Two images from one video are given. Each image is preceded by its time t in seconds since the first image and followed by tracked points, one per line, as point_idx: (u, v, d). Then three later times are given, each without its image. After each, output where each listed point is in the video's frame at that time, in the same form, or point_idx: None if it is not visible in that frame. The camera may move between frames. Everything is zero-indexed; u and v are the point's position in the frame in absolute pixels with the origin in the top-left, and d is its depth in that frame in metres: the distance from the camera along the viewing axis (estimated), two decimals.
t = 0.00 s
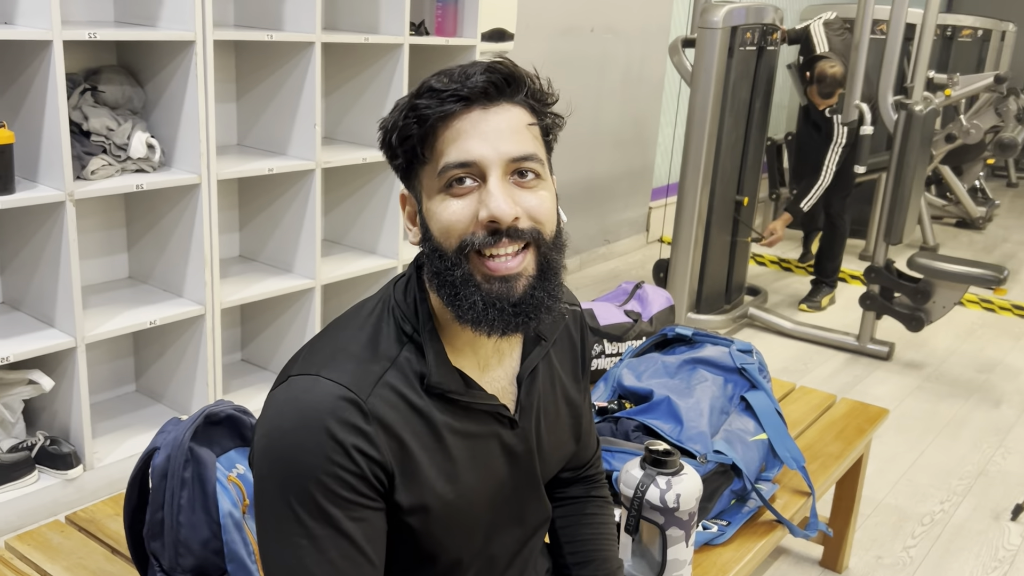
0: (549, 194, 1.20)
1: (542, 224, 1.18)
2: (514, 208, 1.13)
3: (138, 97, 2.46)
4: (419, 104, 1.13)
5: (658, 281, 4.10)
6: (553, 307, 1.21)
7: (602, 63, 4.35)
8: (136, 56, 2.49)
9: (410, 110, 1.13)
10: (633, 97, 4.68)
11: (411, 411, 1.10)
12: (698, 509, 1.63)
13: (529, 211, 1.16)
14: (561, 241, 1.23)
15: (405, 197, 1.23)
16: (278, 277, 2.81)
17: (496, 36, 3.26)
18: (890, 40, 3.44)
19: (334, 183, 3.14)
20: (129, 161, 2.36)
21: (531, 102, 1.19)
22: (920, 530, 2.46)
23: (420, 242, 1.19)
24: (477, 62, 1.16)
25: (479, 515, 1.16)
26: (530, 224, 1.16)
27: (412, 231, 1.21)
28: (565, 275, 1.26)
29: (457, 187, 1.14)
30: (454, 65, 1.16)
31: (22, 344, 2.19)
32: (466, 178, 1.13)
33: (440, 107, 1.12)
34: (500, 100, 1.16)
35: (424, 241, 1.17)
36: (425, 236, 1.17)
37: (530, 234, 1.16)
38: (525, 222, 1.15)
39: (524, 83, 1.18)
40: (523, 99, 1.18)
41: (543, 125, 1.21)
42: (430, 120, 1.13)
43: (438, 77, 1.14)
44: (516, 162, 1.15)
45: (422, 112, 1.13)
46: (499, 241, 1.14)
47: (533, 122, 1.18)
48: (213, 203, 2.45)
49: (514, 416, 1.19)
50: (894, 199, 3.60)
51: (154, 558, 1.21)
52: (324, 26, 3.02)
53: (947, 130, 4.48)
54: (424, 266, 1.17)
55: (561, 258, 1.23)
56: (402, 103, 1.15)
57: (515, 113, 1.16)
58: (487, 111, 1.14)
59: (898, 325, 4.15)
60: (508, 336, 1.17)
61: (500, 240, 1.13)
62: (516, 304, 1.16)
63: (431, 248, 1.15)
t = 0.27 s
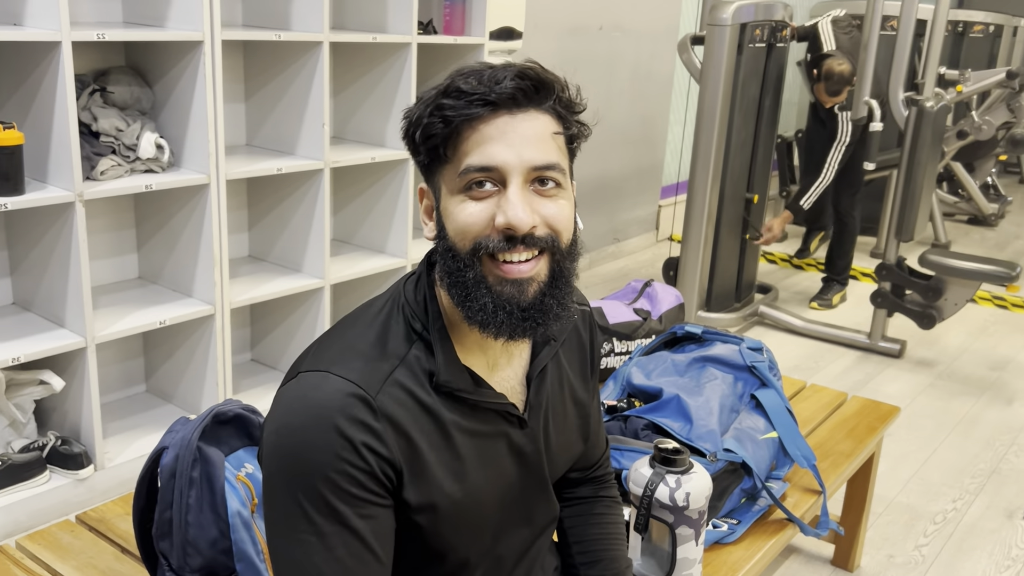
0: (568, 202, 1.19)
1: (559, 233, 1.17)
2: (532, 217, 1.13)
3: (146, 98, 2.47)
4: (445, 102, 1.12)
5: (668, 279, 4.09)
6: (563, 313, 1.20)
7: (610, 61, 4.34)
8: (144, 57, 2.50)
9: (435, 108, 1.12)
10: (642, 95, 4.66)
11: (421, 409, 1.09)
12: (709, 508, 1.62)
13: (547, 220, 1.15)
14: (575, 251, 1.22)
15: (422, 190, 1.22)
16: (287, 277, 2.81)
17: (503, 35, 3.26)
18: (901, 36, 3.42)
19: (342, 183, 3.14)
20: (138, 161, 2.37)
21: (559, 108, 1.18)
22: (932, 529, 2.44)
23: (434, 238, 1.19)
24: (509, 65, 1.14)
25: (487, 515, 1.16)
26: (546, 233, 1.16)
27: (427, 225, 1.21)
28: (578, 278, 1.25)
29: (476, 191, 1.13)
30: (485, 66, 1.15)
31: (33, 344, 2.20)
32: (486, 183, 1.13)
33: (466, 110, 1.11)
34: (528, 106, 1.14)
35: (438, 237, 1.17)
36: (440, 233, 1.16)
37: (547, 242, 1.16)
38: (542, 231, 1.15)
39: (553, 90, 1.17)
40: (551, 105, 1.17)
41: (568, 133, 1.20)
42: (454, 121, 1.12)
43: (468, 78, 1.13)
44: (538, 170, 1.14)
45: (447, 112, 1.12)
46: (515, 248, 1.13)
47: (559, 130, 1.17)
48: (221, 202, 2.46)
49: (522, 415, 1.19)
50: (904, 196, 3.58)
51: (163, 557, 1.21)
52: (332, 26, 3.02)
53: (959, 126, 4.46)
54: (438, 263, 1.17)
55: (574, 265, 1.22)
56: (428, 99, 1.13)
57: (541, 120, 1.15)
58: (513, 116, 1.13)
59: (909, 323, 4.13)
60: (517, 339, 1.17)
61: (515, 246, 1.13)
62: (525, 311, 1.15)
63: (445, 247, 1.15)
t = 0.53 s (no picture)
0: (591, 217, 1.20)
1: (580, 247, 1.18)
2: (558, 233, 1.13)
3: (155, 98, 2.48)
4: (483, 107, 1.11)
5: (676, 278, 4.09)
6: (574, 322, 1.21)
7: (618, 60, 4.34)
8: (153, 57, 2.51)
9: (472, 110, 1.11)
10: (649, 93, 4.66)
11: (434, 403, 1.10)
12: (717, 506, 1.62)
13: (572, 235, 1.16)
14: (593, 262, 1.23)
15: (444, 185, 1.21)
16: (295, 276, 2.82)
17: (510, 33, 3.25)
18: (909, 33, 3.41)
19: (351, 183, 3.15)
20: (146, 161, 2.38)
21: (595, 125, 1.18)
22: (942, 528, 2.44)
23: (454, 235, 1.18)
24: (553, 79, 1.14)
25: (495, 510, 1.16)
26: (568, 247, 1.16)
27: (447, 221, 1.20)
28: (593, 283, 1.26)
29: (504, 199, 1.13)
30: (527, 75, 1.14)
31: (43, 343, 2.21)
32: (514, 193, 1.13)
33: (505, 118, 1.10)
34: (566, 121, 1.14)
35: (457, 237, 1.16)
36: (461, 232, 1.16)
37: (568, 255, 1.16)
38: (565, 244, 1.15)
39: (592, 108, 1.16)
40: (588, 122, 1.17)
41: (600, 152, 1.20)
42: (490, 127, 1.11)
43: (510, 86, 1.12)
44: (568, 186, 1.14)
45: (484, 117, 1.11)
46: (536, 260, 1.13)
47: (592, 147, 1.17)
48: (230, 201, 2.46)
49: (527, 413, 1.19)
50: (913, 194, 3.56)
51: (173, 556, 1.22)
52: (340, 26, 3.03)
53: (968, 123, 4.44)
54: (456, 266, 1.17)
55: (591, 274, 1.23)
56: (470, 97, 1.12)
57: (576, 136, 1.15)
58: (550, 130, 1.13)
59: (918, 321, 4.12)
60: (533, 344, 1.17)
61: (538, 258, 1.13)
62: (537, 321, 1.16)
63: (465, 248, 1.15)
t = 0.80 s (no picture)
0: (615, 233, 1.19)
1: (603, 260, 1.17)
2: (585, 246, 1.12)
3: (160, 96, 2.48)
4: (530, 108, 1.10)
5: (680, 276, 4.08)
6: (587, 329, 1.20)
7: (623, 58, 4.33)
8: (158, 56, 2.51)
9: (519, 109, 1.10)
10: (654, 91, 4.65)
11: (438, 403, 1.10)
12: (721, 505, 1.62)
13: (598, 248, 1.15)
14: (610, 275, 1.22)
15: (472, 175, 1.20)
16: (300, 274, 2.82)
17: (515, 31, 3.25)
18: (915, 30, 3.40)
19: (355, 182, 3.15)
20: (151, 159, 2.38)
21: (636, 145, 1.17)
22: (947, 527, 2.43)
23: (476, 230, 1.17)
24: (604, 94, 1.13)
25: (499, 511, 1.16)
26: (592, 259, 1.15)
27: (470, 213, 1.18)
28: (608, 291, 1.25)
29: (537, 204, 1.12)
30: (579, 85, 1.13)
31: (48, 341, 2.21)
32: (547, 199, 1.12)
33: (552, 125, 1.10)
34: (611, 137, 1.13)
35: (481, 231, 1.15)
36: (485, 227, 1.15)
37: (590, 267, 1.15)
38: (590, 257, 1.14)
39: (636, 129, 1.16)
40: (630, 141, 1.16)
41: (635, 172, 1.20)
42: (535, 130, 1.10)
43: (561, 93, 1.11)
44: (601, 201, 1.13)
45: (530, 119, 1.10)
46: (561, 269, 1.13)
47: (628, 166, 1.17)
48: (234, 200, 2.47)
49: (535, 413, 1.19)
50: (919, 192, 3.55)
51: (177, 553, 1.22)
52: (345, 24, 3.02)
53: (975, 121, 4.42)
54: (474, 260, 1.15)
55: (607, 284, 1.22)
56: (520, 97, 1.11)
57: (618, 152, 1.14)
58: (594, 143, 1.12)
59: (924, 320, 4.11)
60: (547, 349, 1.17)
61: (562, 267, 1.12)
62: (548, 326, 1.15)
63: (488, 245, 1.14)
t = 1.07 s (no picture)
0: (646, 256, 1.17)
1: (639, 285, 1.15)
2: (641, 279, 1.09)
3: (162, 94, 2.48)
4: (615, 138, 1.04)
5: (683, 275, 4.08)
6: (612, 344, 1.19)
7: (625, 56, 4.32)
8: (160, 54, 2.51)
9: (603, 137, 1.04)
10: (657, 90, 4.64)
11: (434, 400, 1.09)
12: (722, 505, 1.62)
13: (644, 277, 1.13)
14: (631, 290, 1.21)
15: (509, 175, 1.11)
16: (301, 272, 2.82)
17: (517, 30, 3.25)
18: (919, 29, 3.38)
19: (357, 180, 3.15)
20: (153, 157, 2.38)
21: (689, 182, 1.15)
22: (949, 527, 2.42)
23: (517, 239, 1.10)
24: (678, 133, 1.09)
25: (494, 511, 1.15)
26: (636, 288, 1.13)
27: (509, 216, 1.10)
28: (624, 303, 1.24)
29: (602, 232, 1.07)
30: (656, 117, 1.09)
31: (50, 339, 2.21)
32: (613, 229, 1.07)
33: (636, 161, 1.04)
34: (679, 175, 1.10)
35: (528, 244, 1.08)
36: (534, 241, 1.08)
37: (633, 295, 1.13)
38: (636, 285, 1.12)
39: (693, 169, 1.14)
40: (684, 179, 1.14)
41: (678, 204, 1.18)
42: (617, 161, 1.04)
43: (644, 125, 1.06)
44: (658, 235, 1.11)
45: (615, 149, 1.04)
46: (611, 296, 1.10)
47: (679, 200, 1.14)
48: (236, 198, 2.47)
49: (536, 414, 1.19)
50: (922, 191, 3.54)
51: (177, 552, 1.22)
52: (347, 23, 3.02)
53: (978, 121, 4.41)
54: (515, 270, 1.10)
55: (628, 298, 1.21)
56: (600, 121, 1.05)
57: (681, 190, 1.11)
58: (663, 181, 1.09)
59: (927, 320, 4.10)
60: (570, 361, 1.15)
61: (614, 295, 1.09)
62: (591, 346, 1.13)
63: (539, 262, 1.08)
